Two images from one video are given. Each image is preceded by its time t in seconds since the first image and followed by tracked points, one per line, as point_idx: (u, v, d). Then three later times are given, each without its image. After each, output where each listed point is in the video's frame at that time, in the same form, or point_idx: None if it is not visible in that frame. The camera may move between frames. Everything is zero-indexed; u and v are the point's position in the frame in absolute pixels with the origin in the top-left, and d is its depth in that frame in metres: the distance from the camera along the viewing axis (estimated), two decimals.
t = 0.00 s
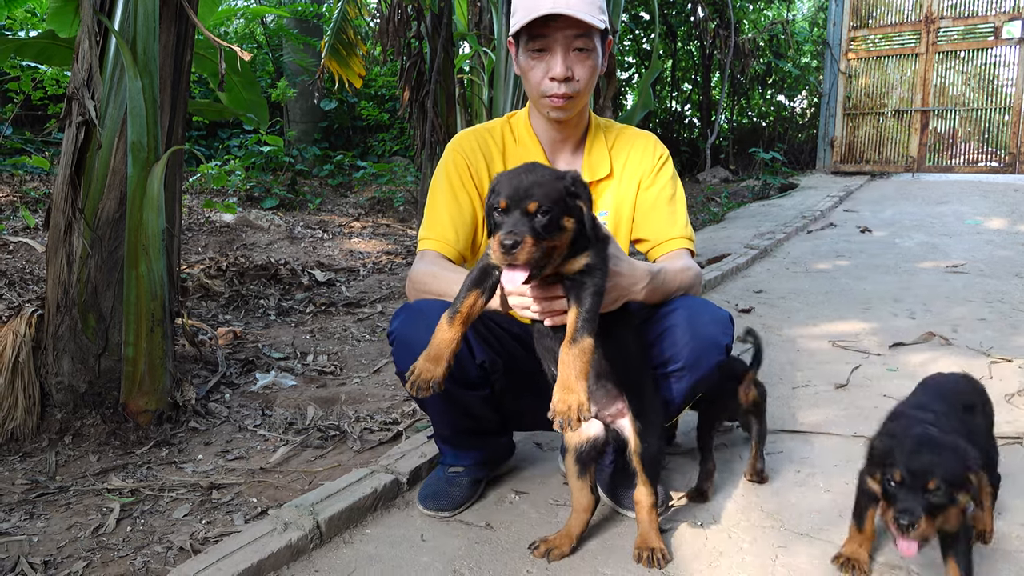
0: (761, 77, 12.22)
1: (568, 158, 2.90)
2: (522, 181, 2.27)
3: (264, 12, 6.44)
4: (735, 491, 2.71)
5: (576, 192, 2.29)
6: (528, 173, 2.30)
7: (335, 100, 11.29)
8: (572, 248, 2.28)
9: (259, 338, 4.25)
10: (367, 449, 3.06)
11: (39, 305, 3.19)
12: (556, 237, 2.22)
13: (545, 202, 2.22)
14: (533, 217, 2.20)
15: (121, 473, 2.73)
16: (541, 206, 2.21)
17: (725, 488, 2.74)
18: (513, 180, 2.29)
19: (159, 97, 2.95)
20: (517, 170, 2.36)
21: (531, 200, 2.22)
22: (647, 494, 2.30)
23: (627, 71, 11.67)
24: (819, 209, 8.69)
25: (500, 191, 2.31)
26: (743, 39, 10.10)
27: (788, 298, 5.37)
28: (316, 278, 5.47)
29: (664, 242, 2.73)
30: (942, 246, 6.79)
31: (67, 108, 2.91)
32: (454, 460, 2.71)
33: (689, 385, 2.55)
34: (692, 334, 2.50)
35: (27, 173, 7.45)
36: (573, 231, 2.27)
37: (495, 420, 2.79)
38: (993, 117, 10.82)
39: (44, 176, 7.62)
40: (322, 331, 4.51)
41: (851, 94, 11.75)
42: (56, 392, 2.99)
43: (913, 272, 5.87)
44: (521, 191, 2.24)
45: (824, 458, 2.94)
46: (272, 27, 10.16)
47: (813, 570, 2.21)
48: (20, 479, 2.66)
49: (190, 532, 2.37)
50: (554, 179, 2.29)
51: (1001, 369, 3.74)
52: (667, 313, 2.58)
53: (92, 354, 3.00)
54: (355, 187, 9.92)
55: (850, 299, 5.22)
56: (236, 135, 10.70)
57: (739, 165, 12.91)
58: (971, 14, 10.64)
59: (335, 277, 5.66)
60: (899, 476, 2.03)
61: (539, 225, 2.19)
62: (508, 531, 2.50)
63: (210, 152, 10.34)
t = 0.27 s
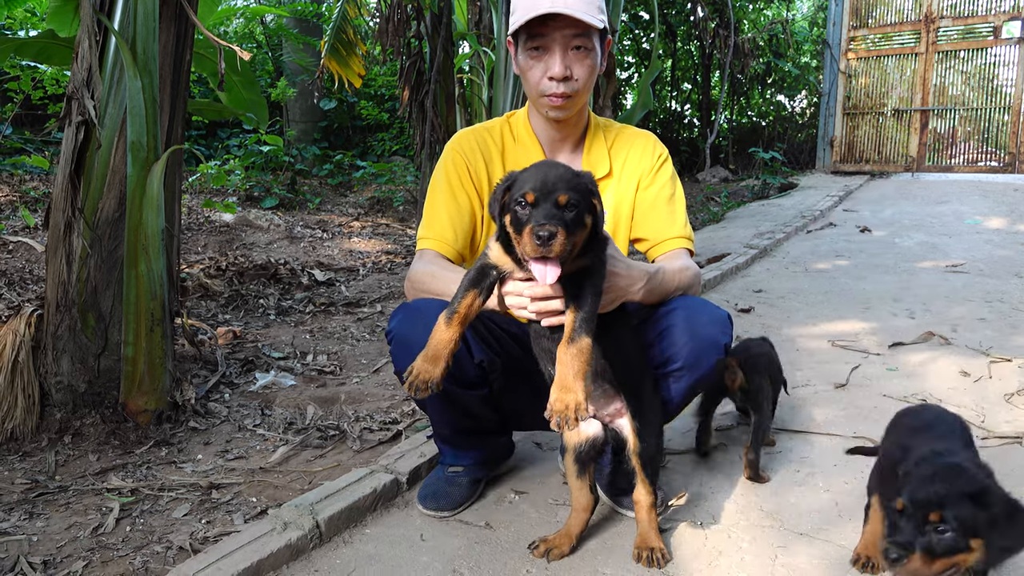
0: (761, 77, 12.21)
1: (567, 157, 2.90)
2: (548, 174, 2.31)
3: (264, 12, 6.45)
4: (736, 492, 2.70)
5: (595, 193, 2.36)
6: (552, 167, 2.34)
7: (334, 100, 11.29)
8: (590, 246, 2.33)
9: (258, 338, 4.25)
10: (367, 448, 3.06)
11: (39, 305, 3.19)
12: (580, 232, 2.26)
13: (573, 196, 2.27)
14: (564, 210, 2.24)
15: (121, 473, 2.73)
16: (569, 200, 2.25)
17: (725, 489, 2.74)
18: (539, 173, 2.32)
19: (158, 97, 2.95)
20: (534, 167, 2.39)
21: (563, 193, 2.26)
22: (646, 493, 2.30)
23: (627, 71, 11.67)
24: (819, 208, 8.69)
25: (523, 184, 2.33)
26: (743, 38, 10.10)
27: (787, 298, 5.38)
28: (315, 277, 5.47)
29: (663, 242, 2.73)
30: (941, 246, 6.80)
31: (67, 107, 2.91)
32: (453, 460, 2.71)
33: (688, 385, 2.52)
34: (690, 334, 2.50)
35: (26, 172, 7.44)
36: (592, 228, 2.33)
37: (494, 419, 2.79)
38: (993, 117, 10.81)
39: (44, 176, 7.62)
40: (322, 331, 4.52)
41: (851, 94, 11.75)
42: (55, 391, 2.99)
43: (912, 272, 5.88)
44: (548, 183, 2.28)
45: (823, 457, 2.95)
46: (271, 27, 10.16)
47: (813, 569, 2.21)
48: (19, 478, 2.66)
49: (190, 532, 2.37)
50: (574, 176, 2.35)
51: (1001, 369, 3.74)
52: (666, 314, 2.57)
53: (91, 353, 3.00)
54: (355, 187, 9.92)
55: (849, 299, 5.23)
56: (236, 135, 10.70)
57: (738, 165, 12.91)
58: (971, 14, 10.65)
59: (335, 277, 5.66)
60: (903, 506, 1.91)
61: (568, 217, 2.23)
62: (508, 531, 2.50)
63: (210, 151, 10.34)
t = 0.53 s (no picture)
0: (761, 77, 12.21)
1: (566, 157, 2.90)
2: (552, 175, 2.32)
3: (264, 12, 6.44)
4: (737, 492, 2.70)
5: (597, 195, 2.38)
6: (556, 167, 2.36)
7: (335, 100, 11.30)
8: (593, 246, 2.34)
9: (258, 338, 4.25)
10: (368, 448, 3.06)
11: (39, 305, 3.19)
12: (584, 232, 2.27)
13: (577, 196, 2.29)
14: (567, 209, 2.26)
15: (121, 473, 2.73)
16: (574, 200, 2.27)
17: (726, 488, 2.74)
18: (543, 173, 2.34)
19: (158, 97, 2.95)
20: (537, 167, 2.41)
21: (566, 192, 2.28)
22: (646, 494, 2.30)
23: (627, 71, 11.68)
24: (819, 208, 8.69)
25: (527, 183, 2.34)
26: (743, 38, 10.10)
27: (788, 298, 5.37)
28: (316, 277, 5.47)
29: (663, 240, 2.73)
30: (942, 245, 6.79)
31: (67, 108, 2.91)
32: (453, 460, 2.71)
33: (688, 384, 2.52)
34: (690, 333, 2.48)
35: (27, 172, 7.44)
36: (596, 229, 2.35)
37: (494, 419, 2.79)
38: (993, 116, 10.81)
39: (44, 176, 7.62)
40: (322, 331, 4.52)
41: (851, 93, 11.75)
42: (55, 392, 2.99)
43: (913, 272, 5.87)
44: (552, 184, 2.29)
45: (823, 456, 2.95)
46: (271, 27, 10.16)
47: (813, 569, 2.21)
48: (20, 478, 2.66)
49: (190, 532, 2.37)
50: (578, 176, 2.37)
51: (1001, 368, 3.74)
52: (666, 312, 2.56)
53: (92, 353, 3.00)
54: (355, 187, 9.92)
55: (850, 299, 5.23)
56: (236, 135, 10.71)
57: (739, 165, 12.91)
58: (971, 14, 10.65)
59: (335, 277, 5.66)
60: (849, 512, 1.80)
61: (572, 217, 2.24)
62: (509, 531, 2.50)
63: (210, 151, 10.34)
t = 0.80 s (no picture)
0: (762, 76, 12.19)
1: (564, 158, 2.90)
2: (549, 167, 2.35)
3: (264, 11, 6.44)
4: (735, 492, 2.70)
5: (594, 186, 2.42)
6: (551, 160, 2.39)
7: (335, 100, 11.31)
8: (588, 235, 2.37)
9: (259, 338, 4.25)
10: (368, 448, 3.07)
11: (39, 305, 3.19)
12: (582, 222, 2.31)
13: (573, 187, 2.33)
14: (565, 201, 2.29)
15: (122, 472, 2.73)
16: (571, 191, 2.31)
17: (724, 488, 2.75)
18: (540, 165, 2.36)
19: (159, 97, 2.95)
20: (532, 160, 2.43)
21: (564, 183, 2.31)
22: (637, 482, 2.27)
23: (627, 70, 11.67)
24: (820, 208, 8.69)
25: (523, 176, 2.36)
26: (744, 38, 10.09)
27: (788, 297, 5.38)
28: (316, 277, 5.47)
29: (660, 234, 2.73)
30: (942, 245, 6.79)
31: (67, 107, 2.91)
32: (453, 459, 2.71)
33: (683, 371, 2.50)
34: (683, 320, 2.47)
35: (27, 172, 7.44)
36: (592, 222, 2.37)
37: (495, 416, 2.79)
38: (994, 116, 10.81)
39: (44, 176, 7.63)
40: (322, 330, 4.52)
41: (851, 93, 11.75)
42: (56, 391, 2.99)
43: (913, 272, 5.87)
44: (548, 175, 2.33)
45: (823, 456, 2.95)
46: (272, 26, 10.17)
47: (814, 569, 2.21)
48: (20, 478, 2.66)
49: (191, 531, 2.37)
50: (573, 168, 2.41)
51: (1002, 368, 3.74)
52: (660, 300, 2.55)
53: (92, 353, 3.00)
54: (355, 186, 9.92)
55: (850, 298, 5.23)
56: (237, 134, 10.72)
57: (739, 165, 12.90)
58: (971, 14, 10.65)
59: (336, 277, 5.65)
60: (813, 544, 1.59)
61: (571, 208, 2.28)
62: (508, 530, 2.50)
63: (210, 151, 10.34)
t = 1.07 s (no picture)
0: (761, 76, 12.18)
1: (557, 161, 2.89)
2: (542, 138, 2.38)
3: (264, 11, 6.43)
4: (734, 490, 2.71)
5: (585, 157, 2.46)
6: (543, 132, 2.42)
7: (334, 99, 11.31)
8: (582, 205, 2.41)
9: (258, 337, 4.25)
10: (367, 447, 3.07)
11: (39, 305, 3.19)
12: (574, 192, 2.35)
13: (568, 157, 2.36)
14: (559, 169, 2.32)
15: (122, 472, 2.73)
16: (566, 159, 2.35)
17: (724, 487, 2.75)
18: (532, 137, 2.39)
19: (158, 96, 2.96)
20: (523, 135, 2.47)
21: (558, 152, 2.34)
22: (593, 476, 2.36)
23: (627, 70, 11.67)
24: (819, 207, 8.69)
25: (514, 150, 2.40)
26: (743, 38, 10.08)
27: (788, 297, 5.38)
28: (316, 277, 5.47)
29: (650, 233, 2.73)
30: (942, 245, 6.79)
31: (67, 107, 2.91)
32: (453, 459, 2.71)
33: (673, 361, 2.50)
34: (672, 311, 2.48)
35: (27, 172, 7.43)
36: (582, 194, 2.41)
37: (496, 412, 2.79)
38: (993, 116, 10.81)
39: (44, 176, 7.63)
40: (322, 330, 4.52)
41: (851, 93, 11.75)
42: (55, 391, 2.99)
43: (913, 271, 5.87)
44: (542, 146, 2.35)
45: (822, 456, 2.95)
46: (271, 26, 10.17)
47: (813, 568, 2.21)
48: (20, 478, 2.66)
49: (190, 531, 2.37)
50: (565, 141, 2.44)
51: (1001, 368, 3.74)
52: (648, 291, 2.54)
53: (92, 353, 3.00)
54: (355, 186, 9.92)
55: (850, 298, 5.23)
56: (236, 134, 10.72)
57: (739, 164, 12.90)
58: (971, 13, 10.65)
59: (335, 277, 5.65)
60: None
61: (566, 175, 2.32)
62: (508, 530, 2.50)
63: (210, 150, 10.34)
